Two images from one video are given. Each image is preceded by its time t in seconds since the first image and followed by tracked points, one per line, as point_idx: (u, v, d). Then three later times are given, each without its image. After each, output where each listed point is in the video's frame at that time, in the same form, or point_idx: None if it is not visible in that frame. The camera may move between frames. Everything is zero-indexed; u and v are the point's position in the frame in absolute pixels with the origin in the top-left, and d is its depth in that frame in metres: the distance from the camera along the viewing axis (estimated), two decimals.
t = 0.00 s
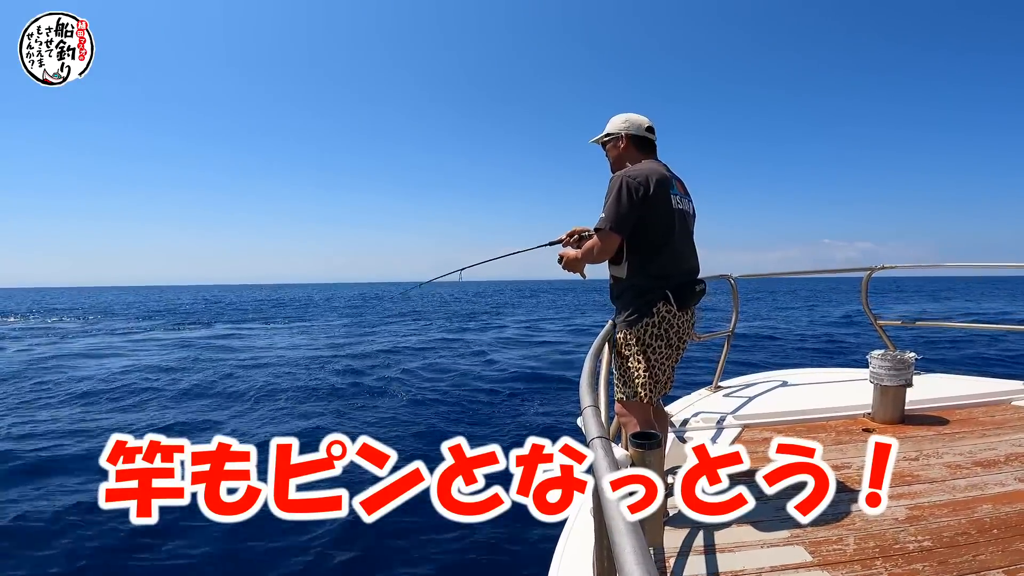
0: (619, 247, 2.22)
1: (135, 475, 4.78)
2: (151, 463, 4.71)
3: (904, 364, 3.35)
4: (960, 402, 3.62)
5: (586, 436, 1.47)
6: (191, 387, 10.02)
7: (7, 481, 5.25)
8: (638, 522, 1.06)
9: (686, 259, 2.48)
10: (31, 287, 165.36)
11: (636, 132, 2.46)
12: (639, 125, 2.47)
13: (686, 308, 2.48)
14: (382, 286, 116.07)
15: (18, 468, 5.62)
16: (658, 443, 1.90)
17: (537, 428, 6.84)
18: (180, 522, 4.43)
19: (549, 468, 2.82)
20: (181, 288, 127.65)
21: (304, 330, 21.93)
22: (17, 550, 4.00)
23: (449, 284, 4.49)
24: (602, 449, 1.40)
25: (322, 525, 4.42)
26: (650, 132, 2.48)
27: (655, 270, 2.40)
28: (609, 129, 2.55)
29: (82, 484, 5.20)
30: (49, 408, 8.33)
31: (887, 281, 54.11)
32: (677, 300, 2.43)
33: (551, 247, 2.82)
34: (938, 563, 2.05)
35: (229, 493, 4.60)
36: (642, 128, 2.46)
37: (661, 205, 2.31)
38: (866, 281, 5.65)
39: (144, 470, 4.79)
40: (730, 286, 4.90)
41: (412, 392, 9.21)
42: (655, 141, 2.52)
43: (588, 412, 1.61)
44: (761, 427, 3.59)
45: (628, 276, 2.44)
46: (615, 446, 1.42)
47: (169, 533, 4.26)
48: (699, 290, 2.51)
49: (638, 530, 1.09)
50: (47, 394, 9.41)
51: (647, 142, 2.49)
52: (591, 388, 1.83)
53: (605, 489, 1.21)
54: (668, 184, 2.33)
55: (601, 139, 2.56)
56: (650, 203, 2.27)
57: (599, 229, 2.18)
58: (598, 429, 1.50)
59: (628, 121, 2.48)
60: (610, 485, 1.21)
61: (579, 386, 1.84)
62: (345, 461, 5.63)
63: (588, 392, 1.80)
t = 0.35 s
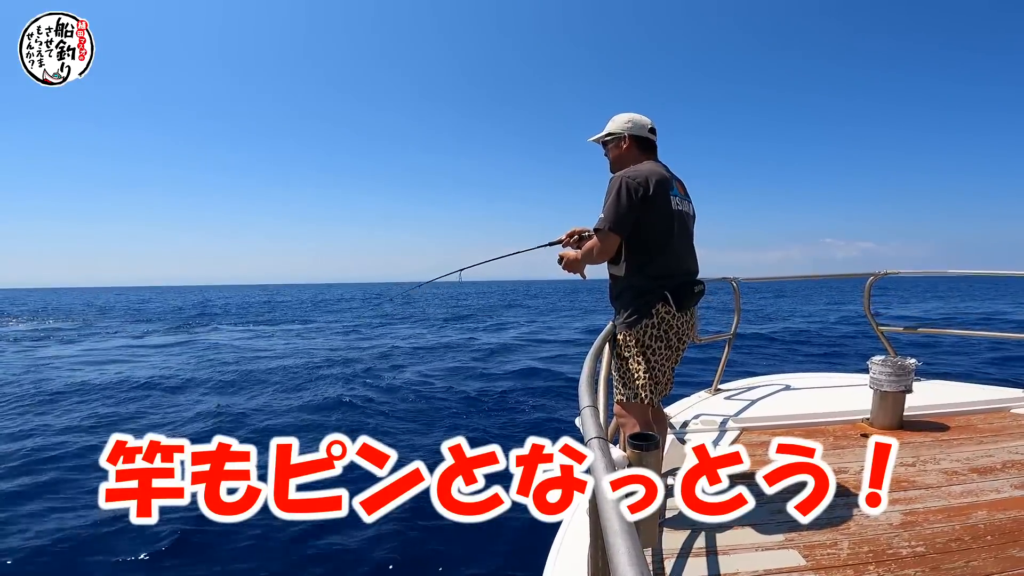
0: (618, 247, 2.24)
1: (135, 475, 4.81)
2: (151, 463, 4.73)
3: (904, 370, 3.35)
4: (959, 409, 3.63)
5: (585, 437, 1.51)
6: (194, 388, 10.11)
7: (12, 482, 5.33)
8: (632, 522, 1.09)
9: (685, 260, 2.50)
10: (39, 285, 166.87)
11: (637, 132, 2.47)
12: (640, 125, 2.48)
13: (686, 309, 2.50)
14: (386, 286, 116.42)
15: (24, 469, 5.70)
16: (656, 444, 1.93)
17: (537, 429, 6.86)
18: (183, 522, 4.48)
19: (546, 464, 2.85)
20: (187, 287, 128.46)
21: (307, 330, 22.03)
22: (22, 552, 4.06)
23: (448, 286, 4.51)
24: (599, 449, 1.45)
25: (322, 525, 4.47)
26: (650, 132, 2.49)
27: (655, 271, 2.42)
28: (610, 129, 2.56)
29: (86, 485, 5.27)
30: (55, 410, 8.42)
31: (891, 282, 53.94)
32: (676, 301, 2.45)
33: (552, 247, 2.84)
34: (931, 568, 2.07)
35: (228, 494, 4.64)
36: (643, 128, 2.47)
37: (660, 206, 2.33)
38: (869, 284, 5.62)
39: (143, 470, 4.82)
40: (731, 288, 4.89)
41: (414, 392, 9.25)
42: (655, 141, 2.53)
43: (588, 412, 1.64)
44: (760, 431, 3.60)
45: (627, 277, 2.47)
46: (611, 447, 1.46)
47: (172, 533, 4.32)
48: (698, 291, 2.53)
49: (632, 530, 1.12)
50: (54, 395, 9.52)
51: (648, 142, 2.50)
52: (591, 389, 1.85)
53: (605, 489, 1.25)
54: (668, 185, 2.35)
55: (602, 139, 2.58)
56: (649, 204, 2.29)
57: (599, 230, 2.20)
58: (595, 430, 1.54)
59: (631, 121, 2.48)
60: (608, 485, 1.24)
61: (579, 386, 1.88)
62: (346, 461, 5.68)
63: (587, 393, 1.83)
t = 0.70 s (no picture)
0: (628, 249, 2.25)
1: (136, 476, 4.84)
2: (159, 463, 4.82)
3: (904, 374, 3.35)
4: (958, 414, 3.63)
5: (583, 438, 1.52)
6: (195, 388, 10.13)
7: (14, 480, 5.35)
8: (629, 524, 1.10)
9: (695, 263, 2.50)
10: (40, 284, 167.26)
11: (646, 134, 2.48)
12: (647, 127, 2.48)
13: (694, 312, 2.51)
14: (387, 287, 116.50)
15: (26, 468, 5.73)
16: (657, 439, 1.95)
17: (536, 430, 6.87)
18: (183, 520, 4.50)
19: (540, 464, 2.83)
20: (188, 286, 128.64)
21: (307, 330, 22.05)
22: (23, 549, 4.08)
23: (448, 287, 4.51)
24: (597, 450, 1.46)
25: (322, 524, 4.48)
26: (658, 134, 2.50)
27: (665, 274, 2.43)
28: (617, 132, 2.56)
29: (88, 483, 5.30)
30: (57, 410, 8.45)
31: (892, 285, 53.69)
32: (685, 304, 2.45)
33: (556, 247, 2.85)
34: (927, 571, 2.08)
35: (227, 494, 4.66)
36: (650, 130, 2.48)
37: (673, 210, 2.33)
38: (870, 287, 5.62)
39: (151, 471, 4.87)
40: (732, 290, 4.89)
41: (414, 392, 9.26)
42: (663, 144, 2.54)
43: (586, 413, 1.65)
44: (759, 434, 3.61)
45: (636, 279, 2.47)
46: (610, 448, 1.47)
47: (173, 531, 4.34)
48: (707, 294, 2.54)
49: (628, 531, 1.13)
50: (56, 395, 9.56)
51: (656, 144, 2.51)
52: (590, 391, 1.86)
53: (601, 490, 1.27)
54: (680, 188, 2.35)
55: (609, 142, 2.57)
56: (662, 206, 2.29)
57: (609, 232, 2.20)
58: (594, 431, 1.55)
59: (639, 124, 2.49)
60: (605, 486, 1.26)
61: (579, 387, 1.90)
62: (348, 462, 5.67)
63: (586, 394, 1.85)
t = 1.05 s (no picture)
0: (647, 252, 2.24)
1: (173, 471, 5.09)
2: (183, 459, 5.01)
3: (903, 375, 3.36)
4: (957, 414, 3.64)
5: (582, 438, 1.53)
6: (195, 387, 10.13)
7: (14, 480, 5.34)
8: (629, 524, 1.11)
9: (710, 267, 2.53)
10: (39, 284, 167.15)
11: (662, 136, 2.49)
12: (663, 130, 2.49)
13: (707, 317, 2.53)
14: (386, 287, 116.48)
15: (24, 467, 5.72)
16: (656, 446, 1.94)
17: (536, 430, 6.87)
18: (184, 519, 4.50)
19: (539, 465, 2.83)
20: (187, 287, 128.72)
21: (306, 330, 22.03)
22: (23, 547, 4.08)
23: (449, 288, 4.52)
24: (598, 451, 1.46)
25: (322, 524, 4.48)
26: (674, 136, 2.51)
27: (682, 277, 2.44)
28: (632, 134, 2.56)
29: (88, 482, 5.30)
30: (57, 409, 8.44)
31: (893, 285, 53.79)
32: (699, 308, 2.48)
33: (563, 248, 2.85)
34: (926, 572, 2.08)
35: (227, 494, 4.67)
36: (667, 133, 2.49)
37: (694, 215, 2.35)
38: (869, 289, 5.63)
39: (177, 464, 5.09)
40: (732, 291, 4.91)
41: (413, 392, 9.27)
42: (678, 146, 2.55)
43: (586, 414, 1.66)
44: (757, 435, 3.61)
45: (652, 281, 2.47)
46: (609, 449, 1.48)
47: (173, 530, 4.34)
48: (719, 299, 2.57)
49: (628, 531, 1.14)
50: (55, 395, 9.54)
51: (672, 147, 2.52)
52: (590, 392, 1.87)
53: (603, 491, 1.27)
54: (699, 191, 2.37)
55: (624, 144, 2.57)
56: (683, 210, 2.30)
57: (630, 234, 2.19)
58: (593, 432, 1.55)
59: (655, 126, 2.49)
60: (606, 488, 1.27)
61: (579, 387, 1.90)
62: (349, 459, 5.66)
63: (586, 395, 1.86)
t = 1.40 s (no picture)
0: (664, 250, 2.23)
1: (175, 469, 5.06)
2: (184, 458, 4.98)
3: (903, 372, 3.36)
4: (957, 412, 3.64)
5: (582, 438, 1.52)
6: (193, 387, 10.08)
7: (11, 482, 5.30)
8: (631, 524, 1.10)
9: (730, 267, 2.50)
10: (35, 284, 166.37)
11: (689, 133, 2.48)
12: (691, 126, 2.48)
13: (723, 318, 2.51)
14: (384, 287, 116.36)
15: (21, 468, 5.68)
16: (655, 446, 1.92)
17: (535, 430, 6.87)
18: (182, 521, 4.47)
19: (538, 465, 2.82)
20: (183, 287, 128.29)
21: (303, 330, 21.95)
22: (21, 549, 4.06)
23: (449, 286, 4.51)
24: (598, 451, 1.46)
25: (323, 525, 4.47)
26: (702, 133, 2.50)
27: (699, 276, 2.42)
28: (659, 129, 2.55)
29: (86, 484, 5.27)
30: (54, 409, 8.38)
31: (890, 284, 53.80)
32: (715, 309, 2.46)
33: (583, 243, 2.88)
34: (929, 570, 2.08)
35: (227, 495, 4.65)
36: (694, 129, 2.48)
37: (714, 214, 2.33)
38: (867, 286, 5.64)
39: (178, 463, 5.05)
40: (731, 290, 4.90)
41: (412, 392, 9.25)
42: (706, 143, 2.53)
43: (586, 415, 1.66)
44: (758, 433, 3.61)
45: (669, 280, 2.46)
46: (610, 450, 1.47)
47: (172, 532, 4.31)
48: (736, 301, 2.55)
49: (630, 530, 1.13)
50: (52, 395, 9.47)
51: (699, 143, 2.51)
52: (589, 391, 1.87)
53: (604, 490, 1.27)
54: (722, 189, 2.35)
55: (650, 139, 2.57)
56: (704, 208, 2.29)
57: (647, 231, 2.19)
58: (594, 432, 1.54)
59: (681, 122, 2.49)
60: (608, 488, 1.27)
61: (579, 386, 1.90)
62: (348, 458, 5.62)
63: (586, 394, 1.85)
